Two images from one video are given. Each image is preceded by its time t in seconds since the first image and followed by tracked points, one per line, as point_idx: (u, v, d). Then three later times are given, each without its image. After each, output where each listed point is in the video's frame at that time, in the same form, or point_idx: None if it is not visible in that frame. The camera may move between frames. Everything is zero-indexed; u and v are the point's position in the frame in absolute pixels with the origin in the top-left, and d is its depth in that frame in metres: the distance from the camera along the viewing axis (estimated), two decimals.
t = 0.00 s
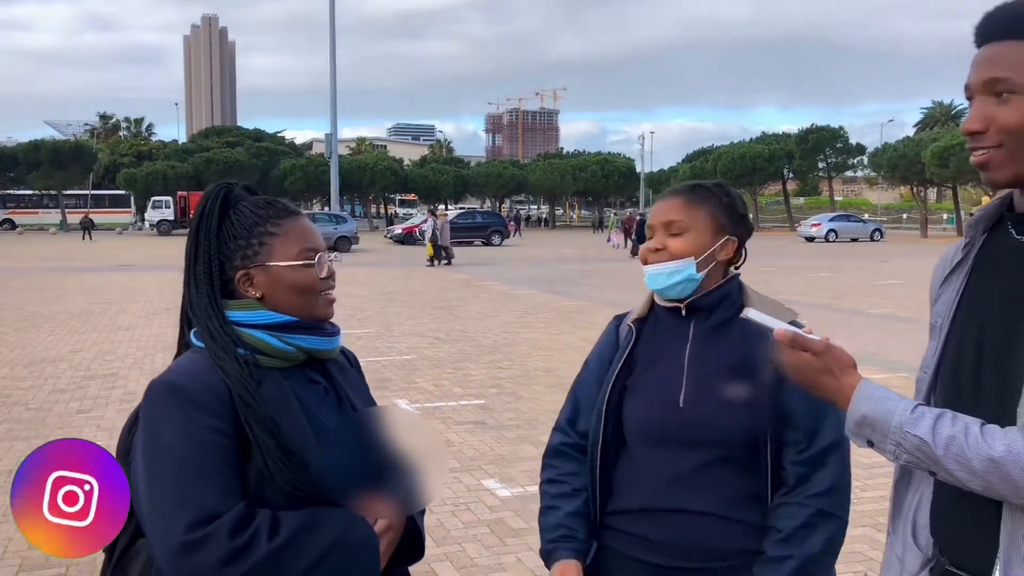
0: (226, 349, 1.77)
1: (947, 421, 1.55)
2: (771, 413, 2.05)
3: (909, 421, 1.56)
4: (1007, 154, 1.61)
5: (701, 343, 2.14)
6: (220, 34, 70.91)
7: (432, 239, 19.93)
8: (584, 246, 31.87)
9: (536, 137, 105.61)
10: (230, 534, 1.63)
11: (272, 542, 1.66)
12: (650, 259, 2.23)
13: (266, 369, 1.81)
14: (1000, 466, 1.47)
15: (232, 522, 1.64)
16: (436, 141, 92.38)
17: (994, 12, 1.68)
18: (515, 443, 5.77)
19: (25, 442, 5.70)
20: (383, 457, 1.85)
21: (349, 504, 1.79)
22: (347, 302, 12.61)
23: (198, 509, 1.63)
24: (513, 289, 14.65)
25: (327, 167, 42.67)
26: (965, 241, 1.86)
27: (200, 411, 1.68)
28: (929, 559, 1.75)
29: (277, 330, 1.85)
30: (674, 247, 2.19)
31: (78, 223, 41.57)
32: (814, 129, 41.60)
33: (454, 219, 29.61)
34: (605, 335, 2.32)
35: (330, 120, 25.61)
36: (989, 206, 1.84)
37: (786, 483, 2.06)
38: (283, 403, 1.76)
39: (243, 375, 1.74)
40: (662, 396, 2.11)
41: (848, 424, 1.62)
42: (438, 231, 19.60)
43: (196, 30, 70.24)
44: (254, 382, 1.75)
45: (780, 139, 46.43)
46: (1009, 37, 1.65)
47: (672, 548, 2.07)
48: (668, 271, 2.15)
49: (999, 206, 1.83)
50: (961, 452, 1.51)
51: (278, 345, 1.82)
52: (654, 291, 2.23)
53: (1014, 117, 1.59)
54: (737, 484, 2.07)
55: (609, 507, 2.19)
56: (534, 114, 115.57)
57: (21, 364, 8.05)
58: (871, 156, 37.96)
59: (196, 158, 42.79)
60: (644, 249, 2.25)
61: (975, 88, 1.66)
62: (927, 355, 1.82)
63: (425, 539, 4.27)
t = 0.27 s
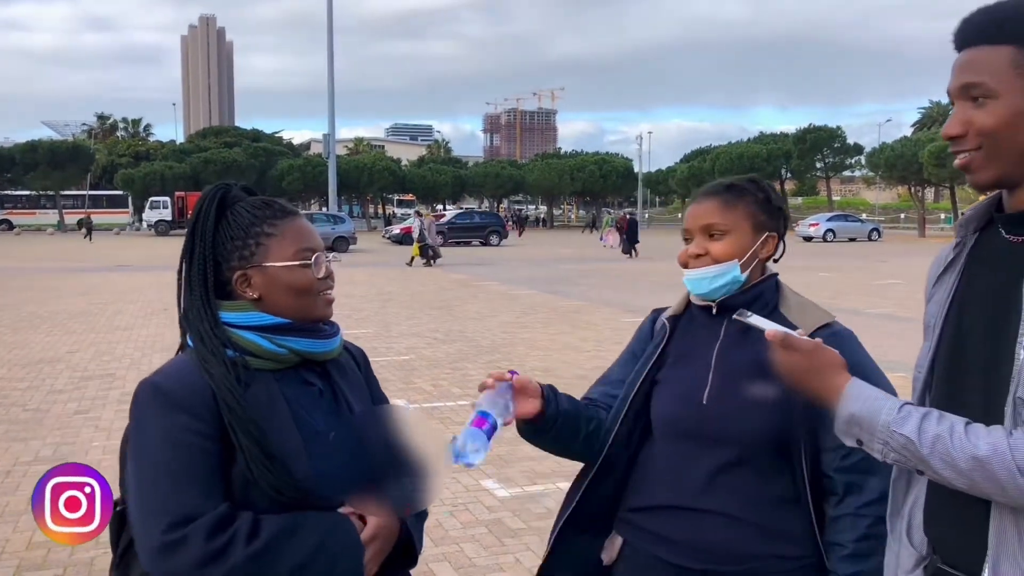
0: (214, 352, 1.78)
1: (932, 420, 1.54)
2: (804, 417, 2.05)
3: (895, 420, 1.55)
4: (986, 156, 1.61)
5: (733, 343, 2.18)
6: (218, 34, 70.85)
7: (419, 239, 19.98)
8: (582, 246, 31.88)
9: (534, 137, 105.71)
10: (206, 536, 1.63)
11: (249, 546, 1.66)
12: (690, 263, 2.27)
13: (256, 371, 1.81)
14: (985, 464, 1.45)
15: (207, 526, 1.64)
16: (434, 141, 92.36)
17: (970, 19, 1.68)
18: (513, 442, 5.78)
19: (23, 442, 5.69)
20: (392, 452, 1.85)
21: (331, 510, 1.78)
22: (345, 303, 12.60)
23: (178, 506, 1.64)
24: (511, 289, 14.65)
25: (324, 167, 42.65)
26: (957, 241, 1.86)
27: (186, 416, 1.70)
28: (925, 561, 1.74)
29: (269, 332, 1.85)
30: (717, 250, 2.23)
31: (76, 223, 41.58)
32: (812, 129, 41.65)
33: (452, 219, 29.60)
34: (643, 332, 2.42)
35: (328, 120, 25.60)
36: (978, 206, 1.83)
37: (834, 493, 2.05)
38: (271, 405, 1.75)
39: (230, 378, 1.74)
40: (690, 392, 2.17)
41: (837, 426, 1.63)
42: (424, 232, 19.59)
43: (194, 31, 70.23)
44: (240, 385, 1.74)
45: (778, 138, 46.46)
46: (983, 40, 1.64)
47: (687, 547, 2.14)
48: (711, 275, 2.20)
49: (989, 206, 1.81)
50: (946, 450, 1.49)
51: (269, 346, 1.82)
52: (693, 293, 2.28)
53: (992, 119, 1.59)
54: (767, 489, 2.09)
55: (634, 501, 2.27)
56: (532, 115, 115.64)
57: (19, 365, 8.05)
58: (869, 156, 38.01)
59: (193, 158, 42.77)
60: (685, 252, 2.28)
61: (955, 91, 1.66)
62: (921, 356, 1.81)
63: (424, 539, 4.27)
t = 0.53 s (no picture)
0: (211, 350, 1.77)
1: (926, 420, 1.54)
2: (804, 419, 2.04)
3: (889, 422, 1.55)
4: (977, 161, 1.62)
5: (735, 345, 2.17)
6: (215, 35, 70.87)
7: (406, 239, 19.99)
8: (581, 246, 31.90)
9: (533, 138, 105.80)
10: (192, 538, 1.65)
11: (235, 546, 1.66)
12: (700, 265, 2.27)
13: (253, 370, 1.80)
14: (979, 465, 1.45)
15: (203, 531, 1.66)
16: (433, 142, 92.40)
17: (955, 28, 1.69)
18: (512, 443, 5.78)
19: (21, 443, 5.69)
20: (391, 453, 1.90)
21: (322, 515, 1.75)
22: (344, 303, 12.60)
23: (171, 500, 1.64)
24: (510, 289, 14.66)
25: (323, 167, 42.65)
26: (953, 241, 1.86)
27: (180, 415, 1.69)
28: (922, 564, 1.74)
29: (267, 333, 1.84)
30: (729, 251, 2.22)
31: (74, 223, 41.57)
32: (810, 129, 41.71)
33: (451, 220, 29.60)
34: (649, 328, 2.45)
35: (327, 120, 25.61)
36: (975, 207, 1.83)
37: (829, 501, 2.05)
38: (265, 406, 1.75)
39: (224, 379, 1.73)
40: (689, 392, 2.19)
41: (834, 426, 1.63)
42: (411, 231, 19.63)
43: (193, 31, 70.26)
44: (235, 386, 1.74)
45: (777, 138, 46.48)
46: (969, 46, 1.64)
47: (682, 549, 2.14)
48: (723, 276, 2.20)
49: (984, 207, 1.82)
50: (939, 452, 1.49)
51: (267, 347, 1.81)
52: (702, 294, 2.28)
53: (983, 123, 1.58)
54: (767, 493, 2.08)
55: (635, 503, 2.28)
56: (531, 116, 115.76)
57: (17, 365, 8.04)
58: (868, 156, 38.05)
59: (192, 158, 42.77)
60: (697, 254, 2.28)
61: (944, 96, 1.66)
62: (920, 357, 1.81)
63: (423, 540, 4.27)
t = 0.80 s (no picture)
0: (211, 350, 1.76)
1: (929, 423, 1.53)
2: (796, 420, 2.04)
3: (892, 423, 1.54)
4: (979, 162, 1.61)
5: (726, 348, 2.16)
6: (214, 35, 70.77)
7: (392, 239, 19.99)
8: (580, 246, 31.88)
9: (531, 138, 105.71)
10: (190, 537, 1.65)
11: (234, 546, 1.66)
12: (694, 264, 2.28)
13: (253, 370, 1.80)
14: (981, 466, 1.44)
15: (204, 533, 1.66)
16: (432, 142, 92.37)
17: (957, 26, 1.69)
18: (511, 443, 5.77)
19: (19, 443, 5.68)
20: (384, 456, 1.92)
21: (322, 515, 1.74)
22: (343, 303, 12.60)
23: (170, 499, 1.63)
24: (509, 289, 14.65)
25: (322, 167, 42.64)
26: (954, 242, 1.86)
27: (179, 414, 1.68)
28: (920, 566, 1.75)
29: (267, 334, 1.84)
30: (723, 249, 2.23)
31: (73, 223, 41.55)
32: (809, 129, 41.68)
33: (449, 220, 29.58)
34: (640, 332, 2.40)
35: (326, 121, 25.59)
36: (976, 207, 1.83)
37: (815, 503, 2.08)
38: (264, 409, 1.75)
39: (226, 379, 1.72)
40: (682, 394, 2.17)
41: (833, 427, 1.62)
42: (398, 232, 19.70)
43: (192, 30, 70.19)
44: (235, 387, 1.73)
45: (776, 139, 46.48)
46: (971, 45, 1.64)
47: (673, 553, 2.15)
48: (717, 275, 2.19)
49: (986, 208, 1.81)
50: (942, 454, 1.49)
51: (266, 348, 1.80)
52: (695, 294, 2.27)
53: (984, 124, 1.58)
54: (757, 496, 2.09)
55: (631, 508, 2.27)
56: (530, 116, 115.66)
57: (16, 365, 8.03)
58: (867, 156, 38.04)
59: (191, 158, 42.74)
60: (691, 253, 2.29)
61: (946, 97, 1.66)
62: (919, 358, 1.81)
63: (422, 540, 4.26)
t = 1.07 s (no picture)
0: (217, 349, 1.77)
1: (901, 408, 1.52)
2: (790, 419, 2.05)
3: (864, 410, 1.53)
4: (989, 162, 1.61)
5: (717, 350, 2.17)
6: (214, 36, 70.76)
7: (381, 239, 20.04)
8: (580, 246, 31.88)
9: (531, 139, 105.74)
10: (204, 535, 1.64)
11: (248, 543, 1.65)
12: (679, 263, 2.29)
13: (257, 369, 1.81)
14: (955, 448, 1.43)
15: (216, 532, 1.65)
16: (432, 142, 92.40)
17: (970, 22, 1.69)
18: (511, 443, 5.78)
19: (19, 443, 5.69)
20: (373, 459, 1.86)
21: (323, 515, 1.72)
22: (343, 303, 12.60)
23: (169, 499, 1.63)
24: (508, 290, 14.66)
25: (322, 167, 42.64)
26: (958, 241, 1.87)
27: (186, 411, 1.68)
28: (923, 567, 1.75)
29: (270, 332, 1.85)
30: (709, 248, 2.24)
31: (72, 223, 41.53)
32: (809, 129, 41.64)
33: (449, 220, 29.57)
34: (630, 339, 2.41)
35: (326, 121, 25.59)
36: (981, 207, 1.84)
37: (815, 501, 2.08)
38: (270, 408, 1.76)
39: (234, 377, 1.73)
40: (677, 396, 2.18)
41: (807, 420, 1.59)
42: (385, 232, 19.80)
43: (192, 30, 70.15)
44: (242, 386, 1.74)
45: (775, 139, 46.48)
46: (985, 43, 1.64)
47: (676, 557, 2.16)
48: (702, 274, 2.20)
49: (992, 207, 1.82)
50: (916, 436, 1.47)
51: (270, 346, 1.82)
52: (681, 295, 2.28)
53: (995, 122, 1.58)
54: (754, 498, 2.09)
55: (631, 514, 2.28)
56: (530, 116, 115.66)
57: (14, 366, 8.03)
58: (866, 156, 38.03)
59: (191, 158, 42.73)
60: (675, 253, 2.30)
61: (958, 94, 1.66)
62: (921, 357, 1.82)
63: (421, 540, 4.27)
